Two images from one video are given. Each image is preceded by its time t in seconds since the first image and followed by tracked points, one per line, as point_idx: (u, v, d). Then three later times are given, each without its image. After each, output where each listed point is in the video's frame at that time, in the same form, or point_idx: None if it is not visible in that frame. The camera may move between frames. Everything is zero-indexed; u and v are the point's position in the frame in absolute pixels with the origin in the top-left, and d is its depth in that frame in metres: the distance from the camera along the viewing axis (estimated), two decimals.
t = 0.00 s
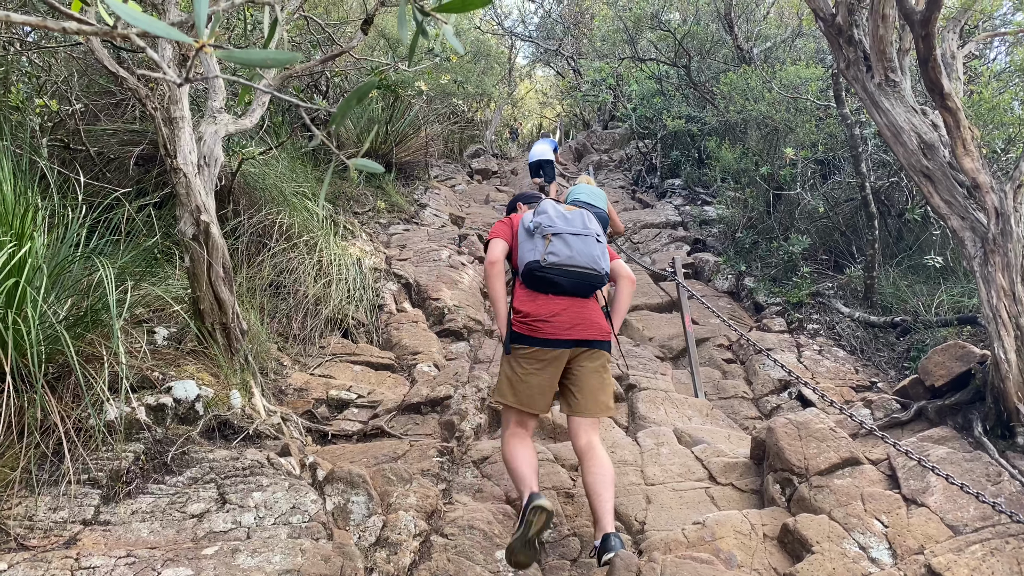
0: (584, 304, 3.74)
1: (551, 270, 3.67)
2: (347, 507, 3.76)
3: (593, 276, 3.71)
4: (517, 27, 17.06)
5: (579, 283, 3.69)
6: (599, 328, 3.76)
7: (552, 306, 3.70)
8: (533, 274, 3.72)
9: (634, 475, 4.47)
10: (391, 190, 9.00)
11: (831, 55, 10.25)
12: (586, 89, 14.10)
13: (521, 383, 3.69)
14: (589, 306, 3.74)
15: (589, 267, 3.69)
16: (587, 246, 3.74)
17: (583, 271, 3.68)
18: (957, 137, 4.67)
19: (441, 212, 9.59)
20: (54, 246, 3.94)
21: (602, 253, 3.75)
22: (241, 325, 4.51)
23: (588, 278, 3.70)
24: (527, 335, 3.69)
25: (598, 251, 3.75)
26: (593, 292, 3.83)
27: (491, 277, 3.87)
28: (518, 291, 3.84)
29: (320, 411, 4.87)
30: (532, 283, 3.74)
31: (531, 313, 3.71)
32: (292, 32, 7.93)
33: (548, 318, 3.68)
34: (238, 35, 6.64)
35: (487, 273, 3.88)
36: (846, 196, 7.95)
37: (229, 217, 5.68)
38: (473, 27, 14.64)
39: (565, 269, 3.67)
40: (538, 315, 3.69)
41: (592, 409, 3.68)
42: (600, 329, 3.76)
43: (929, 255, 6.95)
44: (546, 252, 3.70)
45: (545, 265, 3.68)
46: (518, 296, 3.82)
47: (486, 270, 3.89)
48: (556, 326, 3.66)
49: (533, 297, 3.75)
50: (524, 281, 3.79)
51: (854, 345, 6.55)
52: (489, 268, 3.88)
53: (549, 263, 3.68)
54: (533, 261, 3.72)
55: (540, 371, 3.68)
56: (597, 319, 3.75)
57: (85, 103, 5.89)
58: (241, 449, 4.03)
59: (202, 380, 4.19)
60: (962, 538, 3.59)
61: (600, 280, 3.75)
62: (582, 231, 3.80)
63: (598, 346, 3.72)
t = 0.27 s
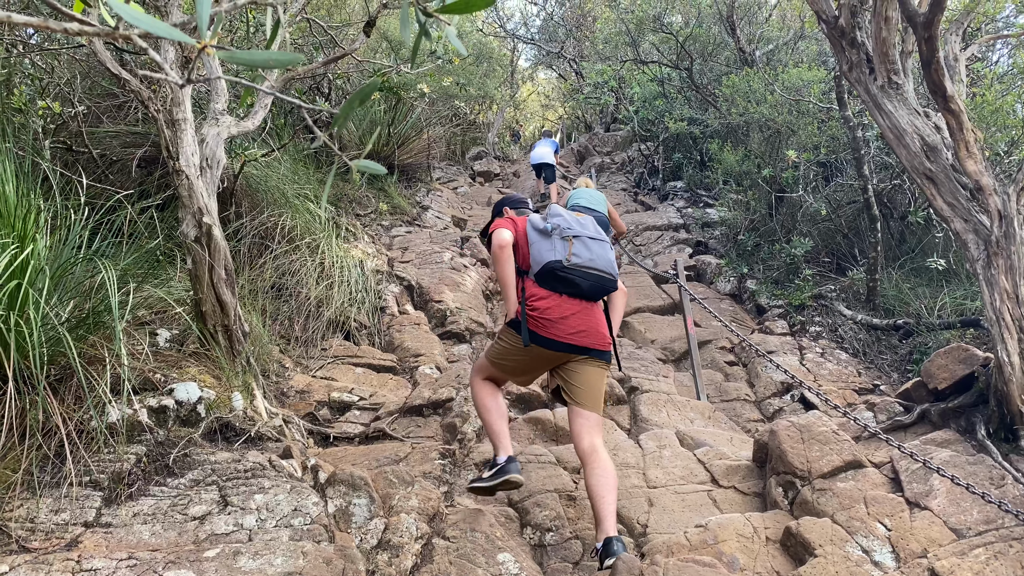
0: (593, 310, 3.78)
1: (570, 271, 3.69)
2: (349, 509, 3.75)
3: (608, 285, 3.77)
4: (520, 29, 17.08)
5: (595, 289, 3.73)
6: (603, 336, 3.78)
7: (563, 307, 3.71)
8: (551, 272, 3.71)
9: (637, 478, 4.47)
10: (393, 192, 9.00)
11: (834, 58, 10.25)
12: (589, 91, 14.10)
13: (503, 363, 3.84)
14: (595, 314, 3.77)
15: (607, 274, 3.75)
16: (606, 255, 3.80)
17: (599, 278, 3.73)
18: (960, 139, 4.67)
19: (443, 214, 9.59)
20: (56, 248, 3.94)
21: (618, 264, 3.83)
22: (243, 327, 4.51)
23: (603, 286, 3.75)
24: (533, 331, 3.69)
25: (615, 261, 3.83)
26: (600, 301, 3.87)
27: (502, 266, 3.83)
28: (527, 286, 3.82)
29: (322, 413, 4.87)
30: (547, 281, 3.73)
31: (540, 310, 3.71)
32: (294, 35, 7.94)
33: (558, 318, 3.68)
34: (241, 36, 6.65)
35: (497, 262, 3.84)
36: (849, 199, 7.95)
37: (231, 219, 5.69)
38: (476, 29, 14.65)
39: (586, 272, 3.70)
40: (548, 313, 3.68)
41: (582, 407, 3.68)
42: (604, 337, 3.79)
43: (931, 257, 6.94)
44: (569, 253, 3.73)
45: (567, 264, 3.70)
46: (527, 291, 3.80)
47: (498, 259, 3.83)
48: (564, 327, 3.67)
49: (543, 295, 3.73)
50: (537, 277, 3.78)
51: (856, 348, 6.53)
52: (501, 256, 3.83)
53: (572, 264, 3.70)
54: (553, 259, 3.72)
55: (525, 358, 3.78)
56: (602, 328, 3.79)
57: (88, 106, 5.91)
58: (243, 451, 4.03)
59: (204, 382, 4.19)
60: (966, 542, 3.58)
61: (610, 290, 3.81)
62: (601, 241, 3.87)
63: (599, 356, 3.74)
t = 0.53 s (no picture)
0: (578, 330, 3.89)
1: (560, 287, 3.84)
2: (348, 511, 3.75)
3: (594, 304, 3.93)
4: (519, 30, 17.08)
5: (582, 308, 3.87)
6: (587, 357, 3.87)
7: (550, 324, 3.80)
8: (541, 289, 3.84)
9: (636, 479, 4.46)
10: (392, 193, 9.00)
11: (833, 59, 10.25)
12: (588, 92, 14.10)
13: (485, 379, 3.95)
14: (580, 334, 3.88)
15: (592, 294, 3.92)
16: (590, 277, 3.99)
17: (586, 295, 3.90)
18: (960, 138, 4.67)
19: (442, 215, 9.59)
20: (55, 250, 3.94)
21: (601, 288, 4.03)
22: (242, 328, 4.50)
23: (590, 304, 3.91)
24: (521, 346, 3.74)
25: (598, 285, 4.03)
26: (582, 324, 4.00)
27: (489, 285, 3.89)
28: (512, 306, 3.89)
29: (321, 415, 4.86)
30: (535, 298, 3.85)
31: (527, 326, 3.78)
32: (294, 36, 7.94)
33: (546, 334, 3.76)
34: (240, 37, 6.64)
35: (484, 281, 3.90)
36: (848, 199, 7.95)
37: (230, 221, 5.69)
38: (475, 30, 14.65)
39: (574, 289, 3.86)
40: (536, 329, 3.76)
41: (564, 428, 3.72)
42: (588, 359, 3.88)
43: (931, 257, 6.94)
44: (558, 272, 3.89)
45: (557, 281, 3.84)
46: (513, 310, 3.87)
47: (485, 278, 3.90)
48: (552, 343, 3.75)
49: (531, 312, 3.82)
50: (525, 296, 3.87)
51: (856, 348, 6.52)
52: (487, 277, 3.90)
53: (561, 282, 3.86)
54: (543, 277, 3.86)
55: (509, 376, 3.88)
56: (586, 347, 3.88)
57: (87, 107, 5.91)
58: (242, 453, 4.02)
59: (203, 383, 4.19)
60: (966, 542, 3.57)
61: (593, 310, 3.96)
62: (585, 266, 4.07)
63: (583, 379, 3.80)
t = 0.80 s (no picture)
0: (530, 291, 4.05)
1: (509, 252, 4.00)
2: (346, 511, 3.74)
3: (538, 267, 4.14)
4: (517, 29, 17.09)
5: (530, 270, 4.06)
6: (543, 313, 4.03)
7: (506, 285, 3.92)
8: (491, 256, 3.96)
9: (634, 478, 4.45)
10: (390, 192, 8.98)
11: (831, 57, 10.26)
12: (586, 91, 14.09)
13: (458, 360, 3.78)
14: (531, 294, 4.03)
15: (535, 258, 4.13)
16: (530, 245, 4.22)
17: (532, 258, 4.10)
18: (957, 137, 4.67)
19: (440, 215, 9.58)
20: (52, 250, 3.93)
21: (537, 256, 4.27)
22: (240, 329, 4.49)
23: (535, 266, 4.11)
24: (487, 308, 3.78)
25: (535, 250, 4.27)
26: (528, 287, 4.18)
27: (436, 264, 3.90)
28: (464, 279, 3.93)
29: (318, 416, 4.85)
30: (487, 266, 3.95)
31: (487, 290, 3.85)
32: (291, 35, 7.93)
33: (505, 294, 3.87)
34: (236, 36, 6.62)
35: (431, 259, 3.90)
36: (846, 197, 7.95)
37: (227, 221, 5.68)
38: (472, 30, 14.65)
39: (522, 253, 4.05)
40: (495, 291, 3.85)
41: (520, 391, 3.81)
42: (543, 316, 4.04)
43: (929, 255, 6.94)
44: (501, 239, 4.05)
45: (506, 247, 4.00)
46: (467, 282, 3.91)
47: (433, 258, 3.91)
48: (513, 301, 3.85)
49: (485, 278, 3.91)
50: (476, 266, 3.96)
51: (854, 346, 6.52)
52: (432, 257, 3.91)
53: (508, 247, 4.02)
54: (490, 244, 3.99)
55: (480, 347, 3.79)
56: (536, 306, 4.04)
57: (83, 107, 5.89)
58: (239, 453, 4.01)
59: (200, 384, 4.18)
60: (964, 541, 3.57)
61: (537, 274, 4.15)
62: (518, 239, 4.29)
63: (544, 332, 3.95)
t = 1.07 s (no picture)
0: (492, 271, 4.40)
1: (474, 236, 4.30)
2: (342, 509, 3.74)
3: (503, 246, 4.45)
4: (514, 27, 17.06)
5: (494, 250, 4.37)
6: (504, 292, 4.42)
7: (475, 270, 4.26)
8: (457, 240, 4.28)
9: (631, 476, 4.46)
10: (387, 190, 8.98)
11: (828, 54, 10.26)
12: (584, 88, 14.08)
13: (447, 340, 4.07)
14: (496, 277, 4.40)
15: (500, 237, 4.44)
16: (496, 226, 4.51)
17: (498, 239, 4.41)
18: (953, 134, 4.69)
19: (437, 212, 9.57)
20: (48, 249, 3.93)
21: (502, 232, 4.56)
22: (237, 328, 4.49)
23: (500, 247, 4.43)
24: (460, 295, 4.15)
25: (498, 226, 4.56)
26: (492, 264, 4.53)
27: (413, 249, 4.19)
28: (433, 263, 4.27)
29: (316, 414, 4.87)
30: (453, 249, 4.28)
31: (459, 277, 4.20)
32: (287, 33, 7.92)
33: (474, 280, 4.21)
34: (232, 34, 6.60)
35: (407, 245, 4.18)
36: (843, 195, 7.95)
37: (224, 219, 5.68)
38: (470, 27, 14.62)
39: (486, 235, 4.35)
40: (465, 277, 4.20)
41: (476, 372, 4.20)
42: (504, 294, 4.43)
43: (926, 253, 6.94)
44: (467, 223, 4.34)
45: (470, 230, 4.30)
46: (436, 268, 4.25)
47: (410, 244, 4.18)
48: (482, 288, 4.20)
49: (454, 263, 4.26)
50: (444, 252, 4.28)
51: (851, 343, 6.53)
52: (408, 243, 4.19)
53: (472, 230, 4.31)
54: (457, 229, 4.28)
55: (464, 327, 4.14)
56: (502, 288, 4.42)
57: (79, 106, 5.89)
58: (236, 452, 4.01)
59: (197, 382, 4.18)
60: (959, 537, 3.57)
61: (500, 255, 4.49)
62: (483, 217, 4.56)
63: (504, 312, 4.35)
